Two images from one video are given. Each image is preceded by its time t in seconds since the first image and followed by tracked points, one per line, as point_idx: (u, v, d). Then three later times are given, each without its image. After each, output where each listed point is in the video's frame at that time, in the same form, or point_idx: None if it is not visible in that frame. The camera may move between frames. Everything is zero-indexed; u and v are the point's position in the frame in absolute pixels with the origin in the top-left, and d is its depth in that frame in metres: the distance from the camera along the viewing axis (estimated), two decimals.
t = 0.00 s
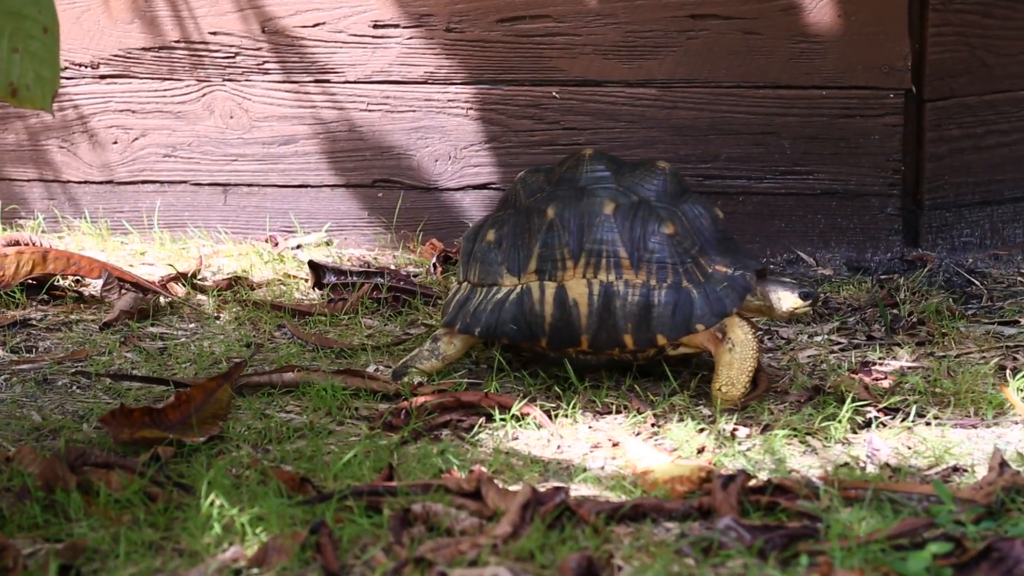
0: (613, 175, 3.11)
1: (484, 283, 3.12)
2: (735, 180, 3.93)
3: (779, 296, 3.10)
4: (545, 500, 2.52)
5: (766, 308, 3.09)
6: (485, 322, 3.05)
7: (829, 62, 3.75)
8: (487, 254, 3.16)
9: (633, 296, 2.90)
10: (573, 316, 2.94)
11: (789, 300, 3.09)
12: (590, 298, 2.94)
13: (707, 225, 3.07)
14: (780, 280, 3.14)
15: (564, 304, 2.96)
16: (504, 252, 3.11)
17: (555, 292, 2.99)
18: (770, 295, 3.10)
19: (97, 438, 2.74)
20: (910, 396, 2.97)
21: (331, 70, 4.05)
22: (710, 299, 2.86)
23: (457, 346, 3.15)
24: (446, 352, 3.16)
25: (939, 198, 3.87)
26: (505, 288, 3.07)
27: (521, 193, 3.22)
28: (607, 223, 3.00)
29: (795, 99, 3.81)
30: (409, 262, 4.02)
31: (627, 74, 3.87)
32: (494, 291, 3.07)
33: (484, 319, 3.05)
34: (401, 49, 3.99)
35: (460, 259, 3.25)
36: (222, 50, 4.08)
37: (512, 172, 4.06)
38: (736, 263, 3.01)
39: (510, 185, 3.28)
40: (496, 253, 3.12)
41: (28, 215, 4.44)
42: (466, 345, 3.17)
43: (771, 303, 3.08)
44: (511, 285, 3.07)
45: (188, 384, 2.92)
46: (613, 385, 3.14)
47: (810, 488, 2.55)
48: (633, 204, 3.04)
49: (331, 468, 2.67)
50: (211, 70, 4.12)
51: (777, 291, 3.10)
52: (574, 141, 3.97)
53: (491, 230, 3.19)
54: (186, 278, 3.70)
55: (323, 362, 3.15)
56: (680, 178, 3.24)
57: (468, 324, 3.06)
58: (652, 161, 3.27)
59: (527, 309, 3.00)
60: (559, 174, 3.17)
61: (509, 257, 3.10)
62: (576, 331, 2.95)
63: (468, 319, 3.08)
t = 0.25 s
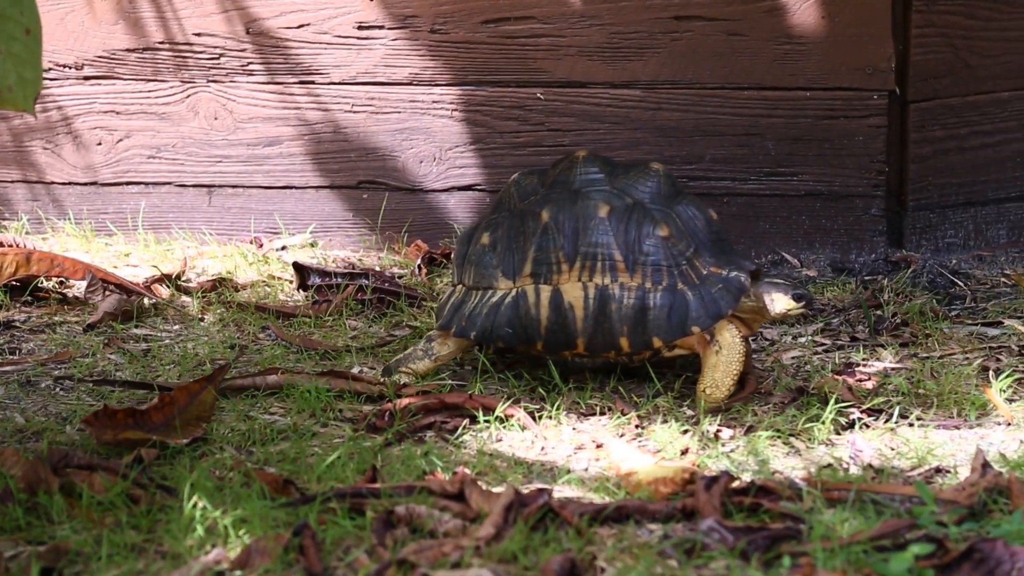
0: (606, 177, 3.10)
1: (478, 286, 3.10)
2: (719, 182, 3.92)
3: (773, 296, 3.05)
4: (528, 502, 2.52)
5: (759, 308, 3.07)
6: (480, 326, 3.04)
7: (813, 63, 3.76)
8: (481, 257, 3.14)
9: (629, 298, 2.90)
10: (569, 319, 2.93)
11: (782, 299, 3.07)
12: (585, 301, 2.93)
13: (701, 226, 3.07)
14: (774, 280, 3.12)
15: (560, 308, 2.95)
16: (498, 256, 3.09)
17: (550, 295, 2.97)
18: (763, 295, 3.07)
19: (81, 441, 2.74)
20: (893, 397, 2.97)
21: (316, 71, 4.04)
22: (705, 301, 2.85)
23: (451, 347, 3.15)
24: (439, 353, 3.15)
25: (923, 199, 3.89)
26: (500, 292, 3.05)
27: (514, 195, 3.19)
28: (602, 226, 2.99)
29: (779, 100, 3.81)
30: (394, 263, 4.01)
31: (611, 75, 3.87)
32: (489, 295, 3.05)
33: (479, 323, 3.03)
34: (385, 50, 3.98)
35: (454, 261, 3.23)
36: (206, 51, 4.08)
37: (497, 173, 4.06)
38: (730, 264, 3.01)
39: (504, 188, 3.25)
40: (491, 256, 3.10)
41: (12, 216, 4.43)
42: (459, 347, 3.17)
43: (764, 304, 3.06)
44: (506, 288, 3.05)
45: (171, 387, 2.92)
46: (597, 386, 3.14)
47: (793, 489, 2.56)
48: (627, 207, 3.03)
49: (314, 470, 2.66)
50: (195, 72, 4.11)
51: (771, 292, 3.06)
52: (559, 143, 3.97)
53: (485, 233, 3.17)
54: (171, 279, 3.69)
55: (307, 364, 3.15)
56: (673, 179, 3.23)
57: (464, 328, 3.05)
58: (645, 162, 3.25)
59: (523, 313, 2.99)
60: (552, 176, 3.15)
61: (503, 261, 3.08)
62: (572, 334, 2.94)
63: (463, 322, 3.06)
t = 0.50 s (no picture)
0: (606, 179, 3.08)
1: (480, 290, 3.07)
2: (702, 184, 3.93)
3: (773, 295, 3.00)
4: (509, 505, 2.52)
5: (759, 309, 3.02)
6: (482, 330, 3.01)
7: (796, 66, 3.76)
8: (482, 261, 3.12)
9: (632, 300, 2.87)
10: (572, 322, 2.91)
11: (781, 299, 3.01)
12: (588, 304, 2.90)
13: (702, 226, 3.05)
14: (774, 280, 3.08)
15: (563, 311, 2.92)
16: (500, 260, 3.07)
17: (553, 298, 2.95)
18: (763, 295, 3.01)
19: (62, 444, 2.73)
20: (876, 399, 2.98)
21: (299, 74, 4.03)
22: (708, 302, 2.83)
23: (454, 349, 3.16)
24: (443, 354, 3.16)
25: (906, 202, 3.89)
26: (502, 296, 3.03)
27: (515, 198, 3.17)
28: (604, 228, 2.97)
29: (762, 103, 3.82)
30: (378, 265, 4.01)
31: (595, 78, 3.88)
32: (491, 299, 3.03)
33: (482, 327, 3.01)
34: (369, 53, 3.97)
35: (455, 266, 3.21)
36: (189, 54, 4.07)
37: (480, 175, 4.06)
38: (732, 264, 2.99)
39: (503, 191, 3.23)
40: (492, 260, 3.08)
41: None
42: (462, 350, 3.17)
43: (764, 303, 3.00)
44: (508, 292, 3.03)
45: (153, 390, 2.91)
46: (580, 389, 3.13)
47: (775, 491, 2.56)
48: (628, 209, 3.01)
49: (296, 473, 2.66)
50: (178, 74, 4.10)
51: (771, 291, 3.01)
52: (542, 145, 3.97)
53: (486, 237, 3.15)
54: (154, 282, 3.69)
55: (290, 367, 3.15)
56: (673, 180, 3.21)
57: (466, 331, 3.02)
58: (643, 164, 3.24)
59: (525, 317, 2.96)
60: (552, 178, 3.14)
61: (505, 264, 3.06)
62: (575, 337, 2.91)
63: (465, 326, 3.04)
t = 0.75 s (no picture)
0: (618, 178, 3.10)
1: (489, 285, 3.05)
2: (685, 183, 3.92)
3: (779, 297, 3.05)
4: (491, 504, 2.52)
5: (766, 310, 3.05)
6: (492, 325, 3.00)
7: (779, 65, 3.77)
8: (492, 256, 3.10)
9: (644, 297, 2.88)
10: (583, 318, 2.91)
11: (787, 300, 3.05)
12: (600, 300, 2.91)
13: (712, 226, 3.08)
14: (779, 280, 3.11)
15: (574, 307, 2.92)
16: (510, 254, 3.05)
17: (564, 294, 2.95)
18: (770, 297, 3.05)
19: (43, 444, 2.73)
20: (858, 398, 2.98)
21: (282, 73, 4.02)
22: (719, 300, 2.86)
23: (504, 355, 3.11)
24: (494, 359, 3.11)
25: (888, 201, 3.91)
26: (512, 290, 3.01)
27: (525, 195, 3.17)
28: (616, 225, 2.97)
29: (745, 102, 3.83)
30: (361, 265, 4.01)
31: (578, 77, 3.88)
32: (501, 293, 3.01)
33: (492, 322, 3.00)
34: (352, 52, 3.96)
35: (462, 261, 3.19)
36: (171, 53, 4.06)
37: (463, 174, 4.06)
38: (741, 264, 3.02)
39: (513, 187, 3.23)
40: (502, 255, 3.07)
41: None
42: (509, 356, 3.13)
43: (770, 305, 3.04)
44: (518, 287, 3.01)
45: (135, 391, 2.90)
46: (564, 388, 3.13)
47: (756, 490, 2.55)
48: (640, 207, 3.02)
49: (279, 473, 2.65)
50: (160, 73, 4.09)
51: (777, 291, 3.05)
52: (525, 144, 3.98)
53: (496, 232, 3.13)
54: (136, 282, 3.68)
55: (272, 366, 3.14)
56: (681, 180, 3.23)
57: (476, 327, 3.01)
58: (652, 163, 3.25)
59: (536, 312, 2.96)
60: (564, 176, 3.15)
61: (515, 259, 3.05)
62: (586, 333, 2.91)
63: (474, 321, 3.02)
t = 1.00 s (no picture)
0: (619, 174, 3.09)
1: (491, 282, 3.05)
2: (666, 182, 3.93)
3: (783, 292, 3.07)
4: (470, 502, 2.50)
5: (770, 305, 3.06)
6: (494, 323, 2.99)
7: (759, 63, 3.77)
8: (494, 253, 3.09)
9: (644, 295, 2.88)
10: (584, 315, 2.90)
11: (790, 295, 3.08)
12: (601, 297, 2.90)
13: (713, 223, 3.07)
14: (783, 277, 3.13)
15: (575, 304, 2.91)
16: (511, 252, 3.04)
17: (565, 291, 2.94)
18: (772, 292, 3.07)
19: (20, 442, 2.72)
20: (838, 396, 2.99)
21: (262, 71, 4.02)
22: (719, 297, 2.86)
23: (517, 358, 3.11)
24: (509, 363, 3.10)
25: (869, 199, 3.91)
26: (514, 288, 3.01)
27: (527, 191, 3.16)
28: (617, 222, 2.96)
29: (726, 101, 3.82)
30: (342, 263, 4.00)
31: (559, 75, 3.88)
32: (503, 291, 3.01)
33: (493, 319, 2.99)
34: (333, 50, 3.96)
35: (464, 258, 3.19)
36: (152, 51, 4.05)
37: (445, 173, 4.06)
38: (742, 261, 3.02)
39: (514, 184, 3.22)
40: (504, 252, 3.05)
41: None
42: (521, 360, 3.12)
43: (773, 300, 3.05)
44: (520, 284, 3.01)
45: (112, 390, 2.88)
46: (545, 386, 3.13)
47: (736, 488, 2.54)
48: (641, 204, 3.01)
49: (258, 471, 2.64)
50: (141, 71, 4.08)
51: (779, 287, 3.07)
52: (507, 143, 3.98)
53: (497, 229, 3.12)
54: (115, 280, 3.67)
55: (252, 365, 3.14)
56: (683, 176, 3.22)
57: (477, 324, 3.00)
58: (653, 159, 3.24)
59: (537, 309, 2.95)
60: (565, 172, 3.13)
61: (516, 257, 3.04)
62: (587, 330, 2.91)
63: (476, 318, 3.03)
